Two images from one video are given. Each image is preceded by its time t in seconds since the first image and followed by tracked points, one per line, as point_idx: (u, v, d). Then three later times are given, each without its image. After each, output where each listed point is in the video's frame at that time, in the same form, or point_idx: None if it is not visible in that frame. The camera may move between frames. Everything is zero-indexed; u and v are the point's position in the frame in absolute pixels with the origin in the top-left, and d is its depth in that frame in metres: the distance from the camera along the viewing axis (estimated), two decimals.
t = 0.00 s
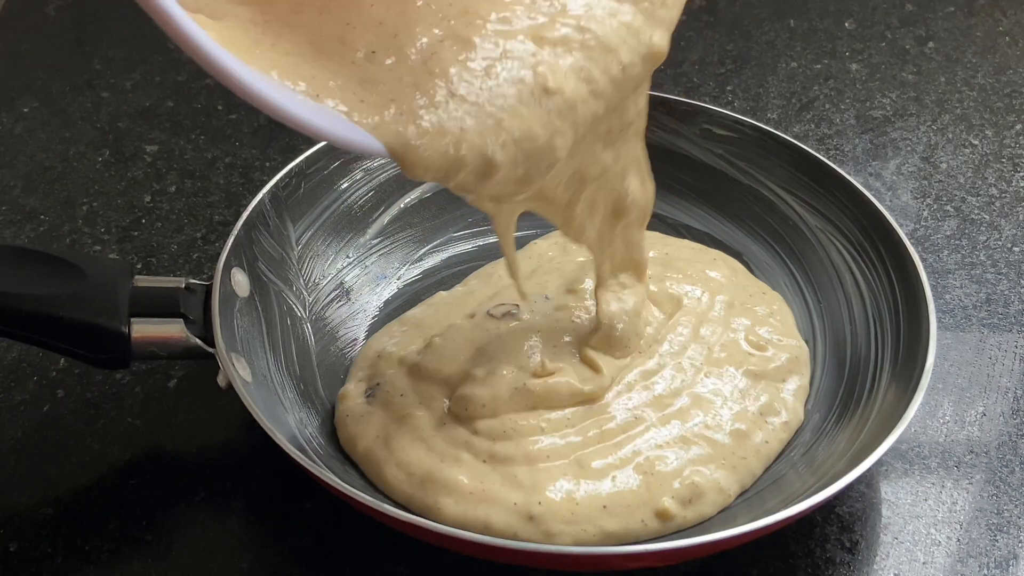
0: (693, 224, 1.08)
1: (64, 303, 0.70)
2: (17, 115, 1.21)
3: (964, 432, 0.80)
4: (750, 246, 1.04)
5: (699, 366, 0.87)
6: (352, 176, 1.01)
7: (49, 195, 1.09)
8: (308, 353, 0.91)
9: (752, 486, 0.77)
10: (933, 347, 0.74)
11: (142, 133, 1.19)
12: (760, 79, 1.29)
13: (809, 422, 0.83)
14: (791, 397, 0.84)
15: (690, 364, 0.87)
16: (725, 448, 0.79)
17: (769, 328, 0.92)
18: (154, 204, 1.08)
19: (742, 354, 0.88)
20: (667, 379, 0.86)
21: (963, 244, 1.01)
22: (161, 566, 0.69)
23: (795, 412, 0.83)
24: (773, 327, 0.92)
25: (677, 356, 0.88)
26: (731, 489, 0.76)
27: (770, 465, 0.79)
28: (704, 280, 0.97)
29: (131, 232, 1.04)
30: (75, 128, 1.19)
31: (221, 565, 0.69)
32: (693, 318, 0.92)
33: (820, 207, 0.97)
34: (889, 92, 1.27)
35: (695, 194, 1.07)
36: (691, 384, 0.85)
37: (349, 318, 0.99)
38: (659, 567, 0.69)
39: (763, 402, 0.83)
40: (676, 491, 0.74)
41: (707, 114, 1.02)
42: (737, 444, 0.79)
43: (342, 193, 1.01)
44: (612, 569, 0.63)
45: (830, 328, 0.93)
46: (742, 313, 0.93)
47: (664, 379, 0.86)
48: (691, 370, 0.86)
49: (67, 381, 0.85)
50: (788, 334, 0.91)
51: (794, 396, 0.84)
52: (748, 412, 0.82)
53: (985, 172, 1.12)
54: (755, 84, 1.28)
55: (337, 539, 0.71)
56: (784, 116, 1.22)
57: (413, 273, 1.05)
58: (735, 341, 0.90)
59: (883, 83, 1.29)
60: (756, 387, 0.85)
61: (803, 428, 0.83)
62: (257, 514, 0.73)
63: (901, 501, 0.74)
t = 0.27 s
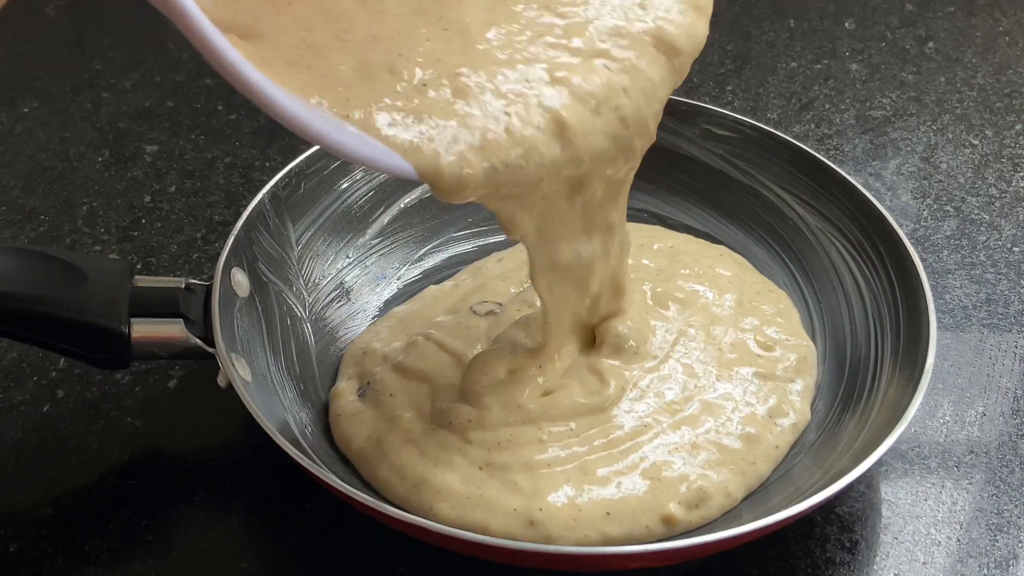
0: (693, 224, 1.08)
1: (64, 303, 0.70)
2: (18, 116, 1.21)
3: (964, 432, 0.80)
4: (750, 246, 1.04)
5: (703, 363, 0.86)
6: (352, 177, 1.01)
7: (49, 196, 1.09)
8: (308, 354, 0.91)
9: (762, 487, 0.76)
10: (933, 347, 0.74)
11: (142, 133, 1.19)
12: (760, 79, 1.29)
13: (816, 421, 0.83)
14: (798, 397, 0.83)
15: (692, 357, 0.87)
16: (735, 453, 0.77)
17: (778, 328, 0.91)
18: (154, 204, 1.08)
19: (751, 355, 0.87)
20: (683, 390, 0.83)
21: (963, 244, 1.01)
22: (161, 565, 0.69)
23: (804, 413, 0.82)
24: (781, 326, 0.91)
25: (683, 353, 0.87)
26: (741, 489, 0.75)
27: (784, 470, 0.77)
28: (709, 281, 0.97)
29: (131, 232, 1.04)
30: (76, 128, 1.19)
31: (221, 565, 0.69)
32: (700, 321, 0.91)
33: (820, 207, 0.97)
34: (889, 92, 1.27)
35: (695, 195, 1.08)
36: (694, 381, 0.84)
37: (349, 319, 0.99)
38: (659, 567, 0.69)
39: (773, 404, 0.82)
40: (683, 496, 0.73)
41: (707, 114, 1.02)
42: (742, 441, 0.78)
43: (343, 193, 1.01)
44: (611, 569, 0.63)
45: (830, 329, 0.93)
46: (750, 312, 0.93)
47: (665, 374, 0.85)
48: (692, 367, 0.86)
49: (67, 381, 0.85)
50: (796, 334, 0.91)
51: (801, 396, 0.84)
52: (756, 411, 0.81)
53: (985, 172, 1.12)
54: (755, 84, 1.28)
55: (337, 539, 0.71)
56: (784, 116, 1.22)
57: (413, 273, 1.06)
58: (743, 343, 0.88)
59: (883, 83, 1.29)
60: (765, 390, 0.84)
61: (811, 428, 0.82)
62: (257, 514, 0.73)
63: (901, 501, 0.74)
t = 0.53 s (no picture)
0: (693, 223, 1.08)
1: (64, 303, 0.70)
2: (17, 115, 1.21)
3: (964, 432, 0.80)
4: (750, 246, 1.04)
5: (707, 362, 0.86)
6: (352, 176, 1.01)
7: (49, 196, 1.08)
8: (308, 353, 0.91)
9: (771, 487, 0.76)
10: (934, 347, 0.74)
11: (142, 133, 1.19)
12: (760, 79, 1.29)
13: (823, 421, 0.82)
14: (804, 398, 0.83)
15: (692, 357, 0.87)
16: (744, 455, 0.77)
17: (784, 328, 0.91)
18: (154, 204, 1.08)
19: (758, 357, 0.87)
20: (690, 391, 0.83)
21: (963, 244, 1.01)
22: (161, 565, 0.70)
23: (810, 412, 0.82)
24: (787, 326, 0.91)
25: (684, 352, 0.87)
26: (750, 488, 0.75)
27: (792, 470, 0.77)
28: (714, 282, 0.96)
29: (131, 232, 1.04)
30: (76, 128, 1.19)
31: (221, 565, 0.69)
32: (707, 321, 0.91)
33: (819, 207, 0.97)
34: (889, 92, 1.27)
35: (695, 195, 1.08)
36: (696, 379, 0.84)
37: (349, 319, 0.99)
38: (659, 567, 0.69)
39: (780, 406, 0.82)
40: (689, 500, 0.73)
41: (707, 115, 1.02)
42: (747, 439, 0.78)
43: (342, 193, 1.01)
44: (611, 569, 0.63)
45: (830, 329, 0.93)
46: (756, 311, 0.93)
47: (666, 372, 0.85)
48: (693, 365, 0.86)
49: (67, 381, 0.85)
50: (801, 333, 0.91)
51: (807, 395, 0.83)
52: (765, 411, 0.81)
53: (985, 172, 1.12)
54: (755, 84, 1.28)
55: (337, 538, 0.71)
56: (784, 116, 1.22)
57: (412, 273, 1.06)
58: (749, 345, 0.88)
59: (883, 83, 1.29)
60: (773, 392, 0.83)
61: (818, 427, 0.82)
62: (257, 513, 0.73)
63: (901, 501, 0.74)
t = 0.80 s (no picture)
0: (693, 224, 1.08)
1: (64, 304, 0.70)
2: (17, 116, 1.21)
3: (964, 432, 0.80)
4: (750, 246, 1.04)
5: (708, 361, 0.86)
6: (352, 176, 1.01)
7: (48, 195, 1.08)
8: (308, 354, 0.91)
9: (778, 485, 0.76)
10: (933, 346, 0.74)
11: (142, 133, 1.19)
12: (760, 79, 1.29)
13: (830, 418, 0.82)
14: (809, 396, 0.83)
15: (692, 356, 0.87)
16: (752, 458, 0.76)
17: (791, 327, 0.90)
18: (154, 204, 1.08)
19: (769, 360, 0.87)
20: (700, 395, 0.83)
21: (963, 244, 1.01)
22: (161, 565, 0.70)
23: (815, 411, 0.82)
24: (794, 324, 0.91)
25: (684, 354, 0.87)
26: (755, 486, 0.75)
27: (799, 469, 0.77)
28: (720, 283, 0.96)
29: (131, 232, 1.04)
30: (76, 128, 1.19)
31: (221, 565, 0.69)
32: (721, 321, 0.91)
33: (820, 207, 0.97)
34: (889, 92, 1.27)
35: (695, 195, 1.08)
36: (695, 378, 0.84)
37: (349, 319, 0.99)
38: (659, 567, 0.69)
39: (788, 406, 0.81)
40: (694, 503, 0.73)
41: (707, 115, 1.02)
42: (755, 440, 0.78)
43: (343, 193, 1.01)
44: (611, 569, 0.63)
45: (830, 329, 0.93)
46: (762, 311, 0.93)
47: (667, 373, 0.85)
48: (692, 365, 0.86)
49: (67, 381, 0.85)
50: (808, 332, 0.90)
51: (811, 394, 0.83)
52: (771, 412, 0.81)
53: (985, 172, 1.12)
54: (755, 84, 1.28)
55: (337, 538, 0.71)
56: (784, 116, 1.22)
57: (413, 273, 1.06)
58: (762, 347, 0.88)
59: (883, 83, 1.29)
60: (778, 393, 0.83)
61: (823, 425, 0.82)
62: (257, 514, 0.73)
63: (901, 501, 0.74)
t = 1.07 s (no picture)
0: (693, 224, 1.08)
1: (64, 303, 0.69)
2: (17, 116, 1.21)
3: (964, 432, 0.80)
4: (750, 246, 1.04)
5: (708, 359, 0.86)
6: (352, 177, 1.01)
7: (48, 195, 1.09)
8: (308, 354, 0.91)
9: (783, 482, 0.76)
10: (933, 346, 0.74)
11: (142, 133, 1.19)
12: (760, 79, 1.29)
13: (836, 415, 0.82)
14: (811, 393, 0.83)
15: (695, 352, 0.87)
16: (757, 461, 0.76)
17: (795, 326, 0.90)
18: (154, 204, 1.08)
19: (775, 359, 0.86)
20: (707, 397, 0.82)
21: (963, 244, 1.01)
22: (161, 565, 0.70)
23: (817, 411, 0.82)
24: (798, 323, 0.91)
25: (686, 350, 0.87)
26: (761, 485, 0.75)
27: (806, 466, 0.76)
28: (722, 280, 0.96)
29: (131, 232, 1.04)
30: (76, 128, 1.19)
31: (221, 565, 0.69)
32: (726, 320, 0.91)
33: (820, 208, 0.97)
34: (889, 92, 1.27)
35: (695, 195, 1.08)
36: (697, 375, 0.84)
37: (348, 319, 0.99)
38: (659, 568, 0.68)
39: (793, 404, 0.81)
40: (696, 505, 0.73)
41: (707, 115, 1.02)
42: (761, 440, 0.78)
43: (343, 193, 1.01)
44: (611, 569, 0.63)
45: (830, 329, 0.93)
46: (768, 309, 0.93)
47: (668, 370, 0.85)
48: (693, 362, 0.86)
49: (67, 381, 0.85)
50: (811, 331, 0.90)
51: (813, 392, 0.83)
52: (775, 412, 0.80)
53: (985, 172, 1.12)
54: (755, 84, 1.28)
55: (336, 538, 0.71)
56: (784, 116, 1.22)
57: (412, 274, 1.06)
58: (765, 348, 0.87)
59: (883, 83, 1.29)
60: (783, 393, 0.82)
61: (827, 424, 0.82)
62: (257, 514, 0.73)
63: (901, 501, 0.74)
